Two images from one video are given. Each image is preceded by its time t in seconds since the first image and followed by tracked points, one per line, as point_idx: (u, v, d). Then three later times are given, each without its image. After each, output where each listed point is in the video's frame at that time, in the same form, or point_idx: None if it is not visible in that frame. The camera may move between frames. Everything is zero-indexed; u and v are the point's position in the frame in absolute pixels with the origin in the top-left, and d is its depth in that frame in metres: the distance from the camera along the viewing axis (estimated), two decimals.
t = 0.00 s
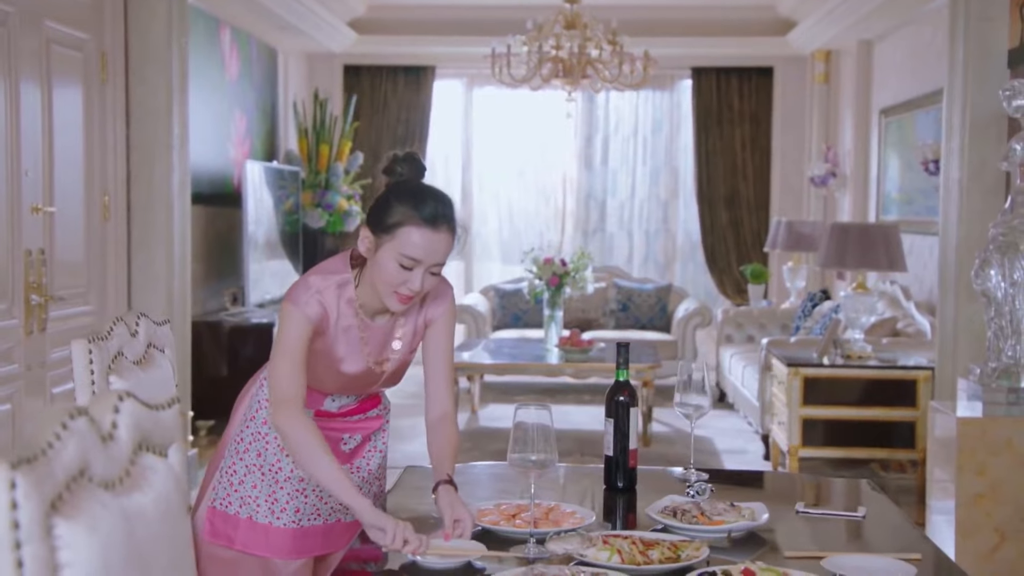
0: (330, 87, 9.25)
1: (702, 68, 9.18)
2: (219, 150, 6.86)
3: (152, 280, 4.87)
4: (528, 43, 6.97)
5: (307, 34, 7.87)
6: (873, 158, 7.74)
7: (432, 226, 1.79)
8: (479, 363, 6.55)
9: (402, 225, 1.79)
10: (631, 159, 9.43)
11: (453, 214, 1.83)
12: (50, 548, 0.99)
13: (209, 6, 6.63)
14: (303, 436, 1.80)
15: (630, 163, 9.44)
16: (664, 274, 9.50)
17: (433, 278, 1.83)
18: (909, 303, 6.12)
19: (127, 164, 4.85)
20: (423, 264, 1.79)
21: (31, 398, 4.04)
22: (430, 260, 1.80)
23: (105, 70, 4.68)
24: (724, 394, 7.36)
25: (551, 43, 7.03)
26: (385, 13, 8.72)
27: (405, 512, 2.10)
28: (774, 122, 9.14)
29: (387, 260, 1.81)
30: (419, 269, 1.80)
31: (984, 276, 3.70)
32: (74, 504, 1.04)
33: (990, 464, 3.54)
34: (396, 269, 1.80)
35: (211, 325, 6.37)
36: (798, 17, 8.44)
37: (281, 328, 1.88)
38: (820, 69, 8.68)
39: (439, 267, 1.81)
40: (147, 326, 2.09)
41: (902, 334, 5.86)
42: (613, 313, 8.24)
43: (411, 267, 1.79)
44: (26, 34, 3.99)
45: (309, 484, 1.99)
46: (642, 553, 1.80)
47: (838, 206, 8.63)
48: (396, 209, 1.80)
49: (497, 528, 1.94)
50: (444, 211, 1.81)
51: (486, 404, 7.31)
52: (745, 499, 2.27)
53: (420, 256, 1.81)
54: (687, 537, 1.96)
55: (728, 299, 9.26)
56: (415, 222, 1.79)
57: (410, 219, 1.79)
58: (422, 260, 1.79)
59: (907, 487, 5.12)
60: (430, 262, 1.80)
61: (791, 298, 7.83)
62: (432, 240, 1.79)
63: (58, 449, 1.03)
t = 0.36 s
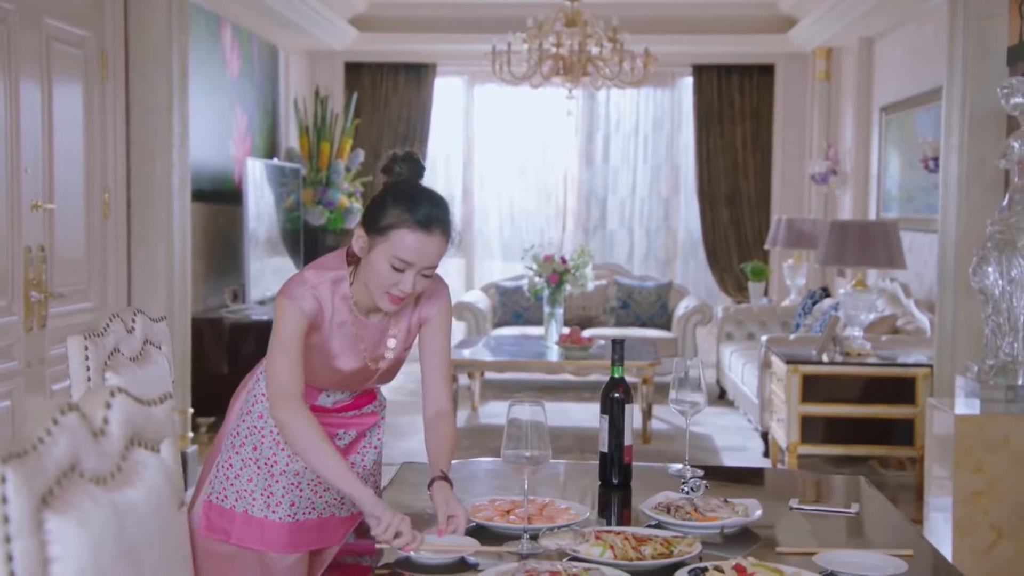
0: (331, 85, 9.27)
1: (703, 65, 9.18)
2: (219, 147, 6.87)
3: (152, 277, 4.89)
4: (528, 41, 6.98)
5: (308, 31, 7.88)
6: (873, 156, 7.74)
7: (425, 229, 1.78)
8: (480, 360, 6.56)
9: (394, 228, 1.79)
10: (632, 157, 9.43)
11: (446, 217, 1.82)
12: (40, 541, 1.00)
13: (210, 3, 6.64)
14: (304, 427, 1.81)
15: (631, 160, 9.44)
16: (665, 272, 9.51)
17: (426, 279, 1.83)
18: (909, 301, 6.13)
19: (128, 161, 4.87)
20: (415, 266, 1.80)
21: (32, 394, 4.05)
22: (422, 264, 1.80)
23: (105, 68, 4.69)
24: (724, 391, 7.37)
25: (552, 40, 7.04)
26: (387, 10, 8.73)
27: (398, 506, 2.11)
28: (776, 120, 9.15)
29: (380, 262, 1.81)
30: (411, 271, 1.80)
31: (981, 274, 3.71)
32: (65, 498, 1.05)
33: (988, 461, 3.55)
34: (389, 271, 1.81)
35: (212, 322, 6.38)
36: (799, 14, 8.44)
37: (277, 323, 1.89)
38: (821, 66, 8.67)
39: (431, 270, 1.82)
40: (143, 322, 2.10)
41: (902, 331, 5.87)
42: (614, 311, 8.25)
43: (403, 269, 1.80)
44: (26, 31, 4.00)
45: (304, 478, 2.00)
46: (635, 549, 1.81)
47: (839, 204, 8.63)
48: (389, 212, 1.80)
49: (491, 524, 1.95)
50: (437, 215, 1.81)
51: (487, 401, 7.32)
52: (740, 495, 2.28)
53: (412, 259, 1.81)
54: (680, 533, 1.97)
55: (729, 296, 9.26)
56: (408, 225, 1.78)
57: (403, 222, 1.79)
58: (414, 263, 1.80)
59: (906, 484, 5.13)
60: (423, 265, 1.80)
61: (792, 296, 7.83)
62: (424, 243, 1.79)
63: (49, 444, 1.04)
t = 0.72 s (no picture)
0: (332, 84, 9.28)
1: (703, 64, 9.18)
2: (219, 146, 6.88)
3: (152, 275, 4.91)
4: (528, 40, 6.98)
5: (309, 30, 7.89)
6: (873, 155, 7.75)
7: (411, 173, 1.81)
8: (480, 359, 6.56)
9: (382, 174, 1.82)
10: (632, 155, 9.44)
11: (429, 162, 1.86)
12: (30, 537, 1.01)
13: (210, 2, 6.65)
14: (269, 404, 1.86)
15: (631, 159, 9.45)
16: (665, 270, 9.51)
17: (416, 227, 1.85)
18: (908, 300, 6.13)
19: (127, 160, 4.89)
20: (404, 213, 1.82)
21: (31, 390, 4.06)
22: (409, 208, 1.82)
23: (104, 66, 4.70)
24: (724, 389, 7.37)
25: (552, 39, 7.04)
26: (387, 8, 8.74)
27: (390, 501, 2.12)
28: (776, 119, 9.15)
29: (370, 210, 1.83)
30: (399, 217, 1.82)
31: (978, 272, 3.72)
32: (55, 494, 1.06)
33: (984, 459, 3.55)
34: (379, 218, 1.83)
35: (212, 320, 6.39)
36: (799, 13, 8.45)
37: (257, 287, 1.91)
38: (821, 65, 8.68)
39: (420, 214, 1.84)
40: (139, 319, 2.09)
41: (901, 330, 5.87)
42: (614, 309, 8.25)
43: (392, 215, 1.82)
44: (25, 30, 4.01)
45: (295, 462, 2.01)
46: (628, 546, 1.82)
47: (839, 203, 8.64)
48: (375, 159, 1.83)
49: (485, 521, 1.96)
50: (422, 160, 1.84)
51: (487, 399, 7.33)
52: (734, 493, 2.29)
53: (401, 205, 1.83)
54: (674, 530, 1.98)
55: (728, 294, 9.27)
56: (396, 169, 1.81)
57: (389, 167, 1.82)
58: (402, 208, 1.82)
59: (904, 482, 5.14)
60: (410, 211, 1.82)
61: (791, 295, 7.83)
62: (412, 187, 1.82)
63: (39, 440, 1.04)
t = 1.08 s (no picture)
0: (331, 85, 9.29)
1: (700, 65, 9.20)
2: (218, 146, 6.89)
3: (150, 275, 4.93)
4: (526, 41, 6.99)
5: (307, 31, 7.91)
6: (870, 156, 7.76)
7: (341, 125, 1.93)
8: (477, 360, 6.57)
9: (314, 126, 1.93)
10: (630, 156, 9.46)
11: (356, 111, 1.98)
12: (17, 536, 1.02)
13: (208, 3, 6.66)
14: (212, 394, 1.99)
15: (629, 160, 9.47)
16: (663, 271, 9.51)
17: (344, 172, 1.98)
18: (904, 301, 6.14)
19: (124, 161, 4.90)
20: (334, 161, 1.95)
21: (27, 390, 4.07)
22: (339, 157, 1.95)
23: (101, 67, 4.71)
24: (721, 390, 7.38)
25: (549, 41, 7.06)
26: (386, 10, 8.74)
27: (384, 498, 2.13)
28: (773, 120, 9.16)
29: (303, 159, 1.95)
30: (331, 165, 1.96)
31: (973, 274, 3.75)
32: (43, 494, 1.07)
33: (978, 459, 3.55)
34: (311, 166, 1.95)
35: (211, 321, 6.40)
36: (797, 14, 8.47)
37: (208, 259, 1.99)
38: (819, 67, 8.70)
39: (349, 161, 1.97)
40: (133, 321, 2.08)
41: (897, 331, 5.88)
42: (612, 310, 8.26)
43: (324, 163, 1.95)
44: (22, 30, 4.02)
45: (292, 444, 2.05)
46: (619, 546, 1.82)
47: (836, 204, 8.65)
48: (308, 112, 1.93)
49: (477, 521, 1.96)
50: (352, 113, 1.96)
51: (484, 400, 7.34)
52: (725, 493, 2.30)
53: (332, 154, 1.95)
54: (665, 530, 1.99)
55: (726, 295, 9.28)
56: (327, 120, 1.93)
57: (321, 119, 1.93)
58: (334, 156, 1.95)
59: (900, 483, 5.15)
60: (341, 158, 1.96)
61: (789, 296, 7.83)
62: (342, 139, 1.94)
63: (28, 439, 1.05)
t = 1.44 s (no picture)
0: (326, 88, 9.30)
1: (695, 70, 9.22)
2: (212, 150, 6.89)
3: (143, 279, 4.94)
4: (520, 46, 6.99)
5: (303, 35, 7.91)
6: (864, 160, 7.78)
7: (327, 116, 2.00)
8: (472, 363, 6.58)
9: (302, 119, 1.99)
10: (625, 160, 9.47)
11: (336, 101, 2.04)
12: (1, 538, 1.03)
13: (203, 7, 6.66)
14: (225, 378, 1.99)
15: (624, 164, 9.48)
16: (658, 275, 9.53)
17: (328, 162, 2.05)
18: (898, 305, 6.15)
19: (117, 164, 4.90)
20: (322, 151, 2.02)
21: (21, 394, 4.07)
22: (327, 147, 2.02)
23: (94, 71, 4.72)
24: (715, 393, 7.39)
25: (544, 45, 7.07)
26: (381, 14, 8.75)
27: (375, 502, 2.14)
28: (767, 124, 9.18)
29: (291, 151, 2.01)
30: (319, 156, 2.02)
31: (963, 278, 3.75)
32: (28, 495, 1.08)
33: (969, 463, 3.56)
34: (300, 158, 2.01)
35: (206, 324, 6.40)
36: (791, 19, 8.49)
37: (218, 250, 1.99)
38: (813, 71, 8.73)
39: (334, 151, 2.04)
40: (123, 324, 2.08)
41: (890, 334, 5.89)
42: (607, 314, 8.27)
43: (313, 154, 2.01)
44: (15, 34, 4.02)
45: (307, 433, 2.07)
46: (607, 548, 1.83)
47: (830, 208, 8.66)
48: (293, 106, 1.99)
49: (466, 524, 1.97)
50: (335, 104, 2.02)
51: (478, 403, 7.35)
52: (714, 496, 2.31)
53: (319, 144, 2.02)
54: (653, 533, 1.99)
55: (720, 299, 9.30)
56: (314, 113, 1.99)
57: (308, 112, 1.99)
58: (321, 147, 2.01)
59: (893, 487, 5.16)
60: (328, 149, 2.02)
61: (783, 299, 7.85)
62: (328, 130, 2.01)
63: (13, 442, 1.06)
